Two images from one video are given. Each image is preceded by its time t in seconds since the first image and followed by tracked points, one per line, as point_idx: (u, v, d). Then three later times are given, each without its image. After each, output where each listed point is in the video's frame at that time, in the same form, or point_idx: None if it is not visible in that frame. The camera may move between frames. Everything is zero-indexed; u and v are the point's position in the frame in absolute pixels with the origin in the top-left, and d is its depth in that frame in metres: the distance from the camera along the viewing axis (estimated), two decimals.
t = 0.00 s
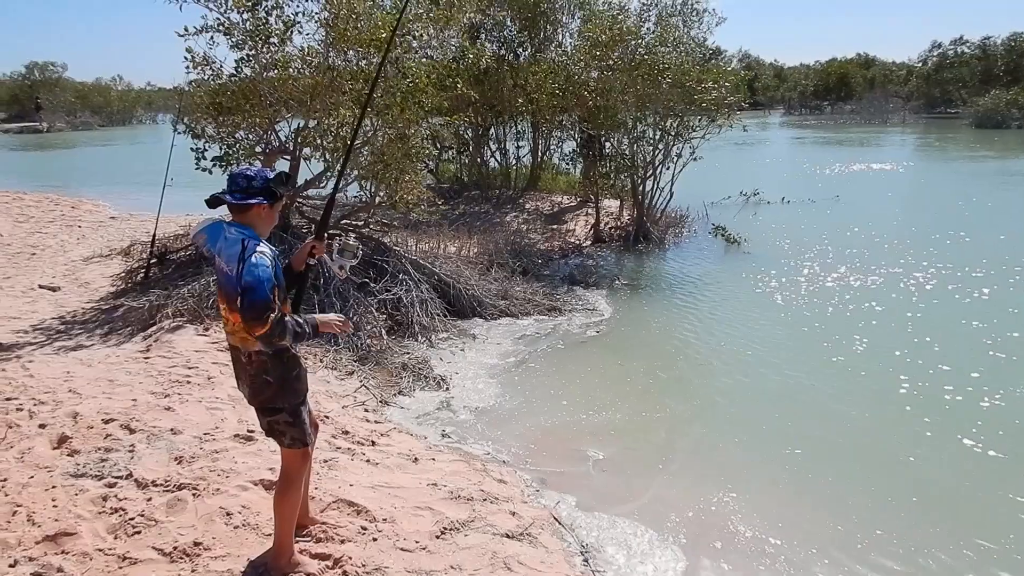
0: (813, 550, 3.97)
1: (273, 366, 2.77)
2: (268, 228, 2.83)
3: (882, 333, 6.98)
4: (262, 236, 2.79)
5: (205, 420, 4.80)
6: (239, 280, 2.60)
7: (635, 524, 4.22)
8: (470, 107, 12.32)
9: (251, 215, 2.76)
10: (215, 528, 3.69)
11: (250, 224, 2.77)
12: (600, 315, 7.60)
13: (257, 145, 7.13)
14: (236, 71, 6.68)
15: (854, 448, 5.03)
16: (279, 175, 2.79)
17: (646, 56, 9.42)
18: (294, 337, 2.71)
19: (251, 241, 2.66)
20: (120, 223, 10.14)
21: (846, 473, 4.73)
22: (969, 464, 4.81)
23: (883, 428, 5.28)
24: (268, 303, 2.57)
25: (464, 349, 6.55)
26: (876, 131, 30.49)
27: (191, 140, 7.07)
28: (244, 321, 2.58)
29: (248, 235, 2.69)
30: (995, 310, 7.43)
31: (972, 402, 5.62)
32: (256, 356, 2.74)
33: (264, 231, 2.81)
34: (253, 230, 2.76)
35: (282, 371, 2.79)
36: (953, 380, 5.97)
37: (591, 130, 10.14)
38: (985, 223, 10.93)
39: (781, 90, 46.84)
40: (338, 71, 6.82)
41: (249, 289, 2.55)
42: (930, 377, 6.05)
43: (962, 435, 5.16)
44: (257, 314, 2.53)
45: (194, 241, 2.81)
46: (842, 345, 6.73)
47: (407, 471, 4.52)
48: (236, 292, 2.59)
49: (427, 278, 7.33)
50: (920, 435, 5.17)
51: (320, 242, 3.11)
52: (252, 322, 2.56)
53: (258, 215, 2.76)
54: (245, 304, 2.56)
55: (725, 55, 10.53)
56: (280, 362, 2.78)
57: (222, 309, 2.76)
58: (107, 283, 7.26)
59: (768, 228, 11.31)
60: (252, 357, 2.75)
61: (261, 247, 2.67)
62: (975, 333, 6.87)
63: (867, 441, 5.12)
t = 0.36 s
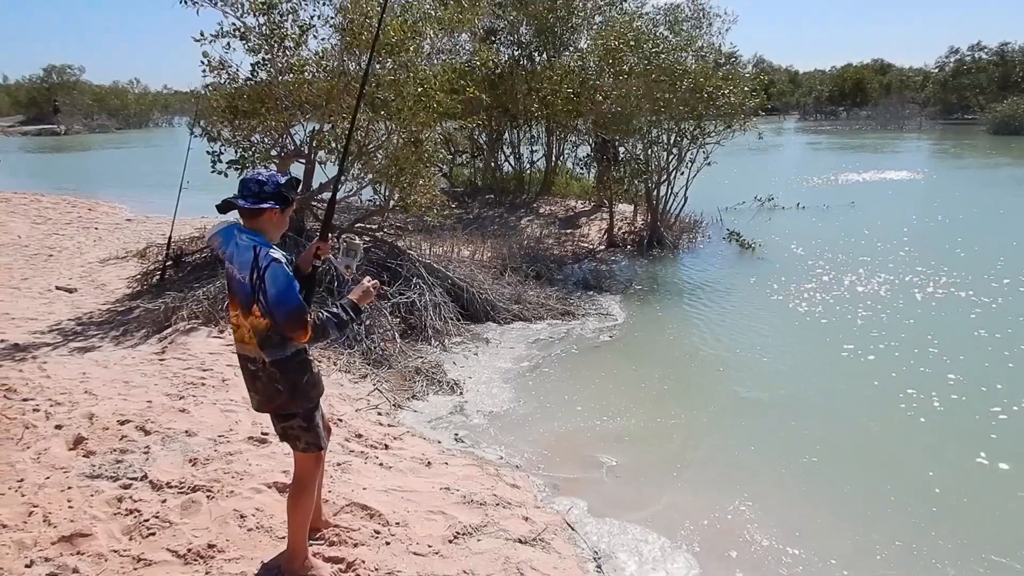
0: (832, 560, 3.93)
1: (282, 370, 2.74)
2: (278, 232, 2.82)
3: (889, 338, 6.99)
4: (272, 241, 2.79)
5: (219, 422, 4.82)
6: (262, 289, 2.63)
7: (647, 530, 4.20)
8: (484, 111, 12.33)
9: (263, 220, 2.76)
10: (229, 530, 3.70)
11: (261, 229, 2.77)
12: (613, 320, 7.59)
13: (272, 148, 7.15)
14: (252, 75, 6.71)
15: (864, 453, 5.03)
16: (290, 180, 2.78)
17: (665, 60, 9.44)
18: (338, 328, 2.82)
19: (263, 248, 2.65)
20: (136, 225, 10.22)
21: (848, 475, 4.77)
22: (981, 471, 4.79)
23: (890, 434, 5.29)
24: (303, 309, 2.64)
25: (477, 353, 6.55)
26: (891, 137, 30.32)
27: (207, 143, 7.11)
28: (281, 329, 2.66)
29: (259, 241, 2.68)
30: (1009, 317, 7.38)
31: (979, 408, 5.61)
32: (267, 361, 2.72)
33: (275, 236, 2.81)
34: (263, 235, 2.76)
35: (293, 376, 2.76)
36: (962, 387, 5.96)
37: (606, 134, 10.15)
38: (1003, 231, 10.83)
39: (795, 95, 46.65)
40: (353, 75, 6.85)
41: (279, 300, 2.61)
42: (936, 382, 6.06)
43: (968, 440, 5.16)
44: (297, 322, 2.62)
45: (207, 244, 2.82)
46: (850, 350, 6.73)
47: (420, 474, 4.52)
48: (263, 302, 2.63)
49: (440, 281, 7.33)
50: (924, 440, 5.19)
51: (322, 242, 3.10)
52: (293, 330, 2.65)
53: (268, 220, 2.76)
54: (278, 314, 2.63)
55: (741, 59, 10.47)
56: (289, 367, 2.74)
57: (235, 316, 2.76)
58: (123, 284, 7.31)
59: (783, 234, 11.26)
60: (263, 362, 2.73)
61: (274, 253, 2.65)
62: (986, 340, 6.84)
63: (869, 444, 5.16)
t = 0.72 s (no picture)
0: (848, 564, 3.90)
1: (290, 374, 2.72)
2: (293, 235, 2.82)
3: (895, 338, 6.98)
4: (287, 244, 2.79)
5: (232, 424, 4.82)
6: (267, 293, 2.63)
7: (661, 532, 4.18)
8: (496, 113, 12.33)
9: (278, 223, 2.76)
10: (243, 533, 3.70)
11: (276, 232, 2.77)
12: (625, 322, 7.56)
13: (285, 152, 7.16)
14: (264, 78, 6.73)
15: (864, 452, 5.04)
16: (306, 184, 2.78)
17: (676, 61, 9.42)
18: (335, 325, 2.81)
19: (274, 251, 2.66)
20: (150, 229, 10.28)
21: (848, 475, 4.77)
22: (993, 474, 4.77)
23: (895, 433, 5.29)
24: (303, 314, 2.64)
25: (489, 355, 6.53)
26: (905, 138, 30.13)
27: (220, 146, 7.15)
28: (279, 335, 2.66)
29: (272, 245, 2.69)
30: None
31: (986, 408, 5.60)
32: (274, 365, 2.71)
33: (290, 239, 2.81)
34: (278, 238, 2.76)
35: (300, 380, 2.74)
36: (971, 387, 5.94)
37: (618, 136, 10.16)
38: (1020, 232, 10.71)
39: (808, 97, 46.44)
40: (363, 80, 6.84)
41: (280, 305, 2.61)
42: (940, 380, 6.08)
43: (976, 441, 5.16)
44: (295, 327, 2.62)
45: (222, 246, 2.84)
46: (858, 351, 6.71)
47: (432, 477, 4.51)
48: (266, 306, 2.63)
49: (452, 284, 7.32)
50: (928, 441, 5.18)
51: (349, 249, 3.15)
52: (291, 335, 2.65)
53: (284, 223, 2.76)
54: (278, 319, 2.63)
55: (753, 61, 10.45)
56: (297, 371, 2.72)
57: (247, 318, 2.78)
58: (136, 288, 7.34)
59: (796, 236, 11.20)
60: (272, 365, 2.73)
61: (285, 257, 2.66)
62: (997, 341, 6.81)
63: (869, 442, 5.17)
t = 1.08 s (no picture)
0: (858, 565, 3.88)
1: (294, 373, 2.73)
2: (301, 236, 2.81)
3: (897, 338, 6.96)
4: (295, 244, 2.78)
5: (237, 427, 4.82)
6: (285, 292, 2.61)
7: (669, 534, 4.16)
8: (500, 114, 12.34)
9: (287, 222, 2.75)
10: (248, 535, 3.69)
11: (285, 231, 2.75)
12: (630, 323, 7.54)
13: (290, 153, 7.16)
14: (268, 80, 6.73)
15: (868, 453, 5.02)
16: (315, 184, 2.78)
17: (679, 62, 9.40)
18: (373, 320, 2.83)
19: (281, 250, 2.65)
20: (155, 231, 10.30)
21: (848, 475, 4.76)
22: (996, 472, 4.76)
23: (896, 433, 5.27)
24: (332, 305, 2.56)
25: (494, 357, 6.52)
26: (911, 139, 30.04)
27: (225, 148, 7.17)
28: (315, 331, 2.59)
29: (280, 243, 2.68)
30: None
31: (987, 407, 5.61)
32: (279, 362, 2.72)
33: (298, 240, 2.80)
34: (286, 238, 2.75)
35: (305, 379, 2.74)
36: (969, 386, 5.96)
37: (622, 137, 10.16)
38: None
39: (814, 98, 46.34)
40: (368, 82, 6.82)
41: (303, 300, 2.56)
42: (940, 379, 6.08)
43: (975, 439, 5.16)
44: (326, 320, 2.54)
45: (226, 249, 2.82)
46: (858, 351, 6.70)
47: (438, 479, 4.49)
48: (288, 305, 2.60)
49: (457, 285, 7.31)
50: (928, 440, 5.17)
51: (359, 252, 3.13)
52: (324, 329, 2.57)
53: (293, 222, 2.75)
54: (306, 315, 2.57)
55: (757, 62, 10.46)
56: (301, 370, 2.73)
57: (255, 318, 2.77)
58: (142, 290, 7.35)
59: (802, 237, 11.17)
60: (277, 363, 2.73)
61: (296, 256, 2.64)
62: (998, 341, 6.81)
63: (870, 442, 5.16)
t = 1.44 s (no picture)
0: (861, 564, 3.89)
1: (295, 374, 2.72)
2: (303, 237, 2.81)
3: (897, 338, 6.96)
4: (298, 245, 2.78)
5: (238, 428, 4.82)
6: (280, 289, 2.58)
7: (672, 533, 4.16)
8: (501, 115, 12.33)
9: (289, 223, 2.75)
10: (249, 536, 3.69)
11: (287, 232, 2.76)
12: (631, 323, 7.54)
13: (290, 155, 7.19)
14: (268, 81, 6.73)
15: (868, 452, 5.02)
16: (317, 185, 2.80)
17: (677, 63, 9.45)
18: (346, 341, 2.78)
19: (287, 248, 2.63)
20: (155, 233, 10.31)
21: (848, 475, 4.75)
22: (997, 471, 4.77)
23: (896, 434, 5.26)
24: (317, 315, 2.57)
25: (494, 357, 6.52)
26: (913, 138, 30.02)
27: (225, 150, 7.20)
28: (291, 334, 2.59)
29: (285, 243, 2.67)
30: None
31: (985, 406, 5.62)
32: (279, 364, 2.71)
33: (300, 240, 2.81)
34: (289, 239, 2.75)
35: (305, 380, 2.74)
36: (967, 384, 5.97)
37: (623, 137, 10.16)
38: None
39: (814, 98, 46.33)
40: (369, 82, 6.83)
41: (293, 302, 2.54)
42: (940, 378, 6.09)
43: (973, 438, 5.17)
44: (308, 328, 2.55)
45: (227, 251, 2.82)
46: (858, 351, 6.70)
47: (438, 479, 4.49)
48: (279, 302, 2.58)
49: (458, 286, 7.31)
50: (927, 439, 5.18)
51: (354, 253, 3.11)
52: (302, 336, 2.57)
53: (295, 223, 2.76)
54: (290, 317, 2.56)
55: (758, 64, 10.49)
56: (303, 371, 2.73)
57: (254, 319, 2.75)
58: (142, 292, 7.35)
59: (802, 236, 11.16)
60: (277, 365, 2.72)
61: (299, 255, 2.63)
62: (996, 339, 6.82)
63: (870, 442, 5.15)
